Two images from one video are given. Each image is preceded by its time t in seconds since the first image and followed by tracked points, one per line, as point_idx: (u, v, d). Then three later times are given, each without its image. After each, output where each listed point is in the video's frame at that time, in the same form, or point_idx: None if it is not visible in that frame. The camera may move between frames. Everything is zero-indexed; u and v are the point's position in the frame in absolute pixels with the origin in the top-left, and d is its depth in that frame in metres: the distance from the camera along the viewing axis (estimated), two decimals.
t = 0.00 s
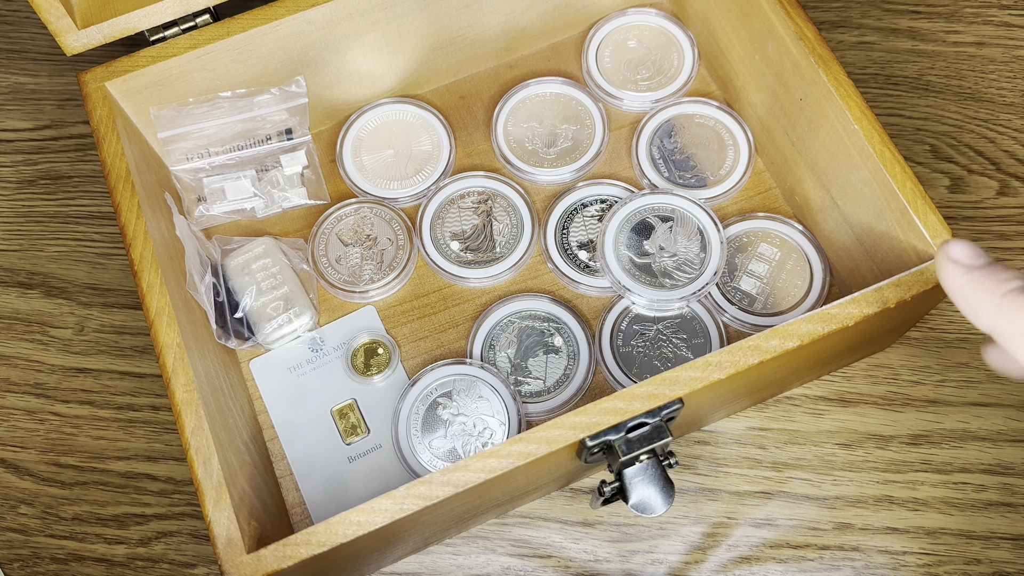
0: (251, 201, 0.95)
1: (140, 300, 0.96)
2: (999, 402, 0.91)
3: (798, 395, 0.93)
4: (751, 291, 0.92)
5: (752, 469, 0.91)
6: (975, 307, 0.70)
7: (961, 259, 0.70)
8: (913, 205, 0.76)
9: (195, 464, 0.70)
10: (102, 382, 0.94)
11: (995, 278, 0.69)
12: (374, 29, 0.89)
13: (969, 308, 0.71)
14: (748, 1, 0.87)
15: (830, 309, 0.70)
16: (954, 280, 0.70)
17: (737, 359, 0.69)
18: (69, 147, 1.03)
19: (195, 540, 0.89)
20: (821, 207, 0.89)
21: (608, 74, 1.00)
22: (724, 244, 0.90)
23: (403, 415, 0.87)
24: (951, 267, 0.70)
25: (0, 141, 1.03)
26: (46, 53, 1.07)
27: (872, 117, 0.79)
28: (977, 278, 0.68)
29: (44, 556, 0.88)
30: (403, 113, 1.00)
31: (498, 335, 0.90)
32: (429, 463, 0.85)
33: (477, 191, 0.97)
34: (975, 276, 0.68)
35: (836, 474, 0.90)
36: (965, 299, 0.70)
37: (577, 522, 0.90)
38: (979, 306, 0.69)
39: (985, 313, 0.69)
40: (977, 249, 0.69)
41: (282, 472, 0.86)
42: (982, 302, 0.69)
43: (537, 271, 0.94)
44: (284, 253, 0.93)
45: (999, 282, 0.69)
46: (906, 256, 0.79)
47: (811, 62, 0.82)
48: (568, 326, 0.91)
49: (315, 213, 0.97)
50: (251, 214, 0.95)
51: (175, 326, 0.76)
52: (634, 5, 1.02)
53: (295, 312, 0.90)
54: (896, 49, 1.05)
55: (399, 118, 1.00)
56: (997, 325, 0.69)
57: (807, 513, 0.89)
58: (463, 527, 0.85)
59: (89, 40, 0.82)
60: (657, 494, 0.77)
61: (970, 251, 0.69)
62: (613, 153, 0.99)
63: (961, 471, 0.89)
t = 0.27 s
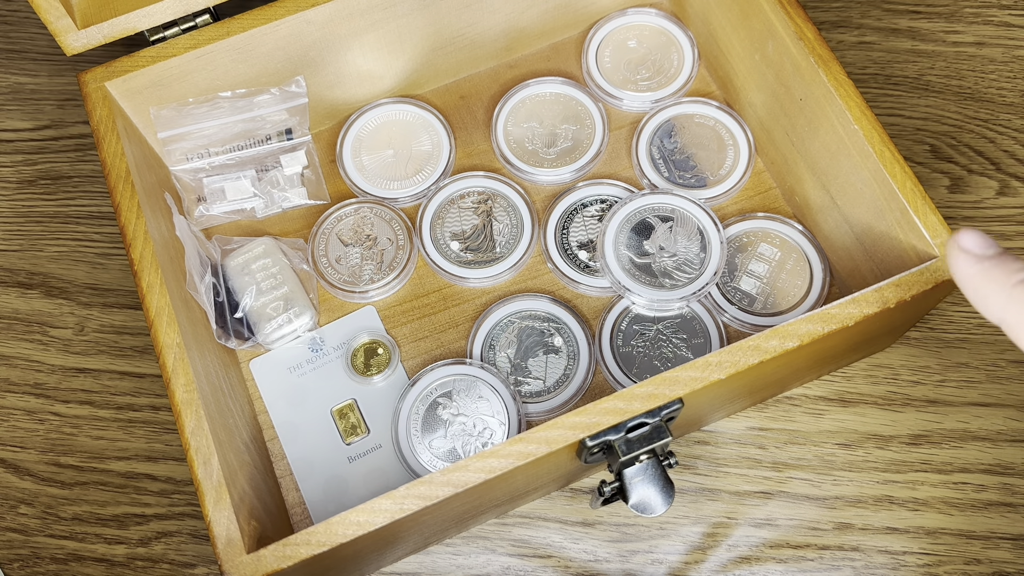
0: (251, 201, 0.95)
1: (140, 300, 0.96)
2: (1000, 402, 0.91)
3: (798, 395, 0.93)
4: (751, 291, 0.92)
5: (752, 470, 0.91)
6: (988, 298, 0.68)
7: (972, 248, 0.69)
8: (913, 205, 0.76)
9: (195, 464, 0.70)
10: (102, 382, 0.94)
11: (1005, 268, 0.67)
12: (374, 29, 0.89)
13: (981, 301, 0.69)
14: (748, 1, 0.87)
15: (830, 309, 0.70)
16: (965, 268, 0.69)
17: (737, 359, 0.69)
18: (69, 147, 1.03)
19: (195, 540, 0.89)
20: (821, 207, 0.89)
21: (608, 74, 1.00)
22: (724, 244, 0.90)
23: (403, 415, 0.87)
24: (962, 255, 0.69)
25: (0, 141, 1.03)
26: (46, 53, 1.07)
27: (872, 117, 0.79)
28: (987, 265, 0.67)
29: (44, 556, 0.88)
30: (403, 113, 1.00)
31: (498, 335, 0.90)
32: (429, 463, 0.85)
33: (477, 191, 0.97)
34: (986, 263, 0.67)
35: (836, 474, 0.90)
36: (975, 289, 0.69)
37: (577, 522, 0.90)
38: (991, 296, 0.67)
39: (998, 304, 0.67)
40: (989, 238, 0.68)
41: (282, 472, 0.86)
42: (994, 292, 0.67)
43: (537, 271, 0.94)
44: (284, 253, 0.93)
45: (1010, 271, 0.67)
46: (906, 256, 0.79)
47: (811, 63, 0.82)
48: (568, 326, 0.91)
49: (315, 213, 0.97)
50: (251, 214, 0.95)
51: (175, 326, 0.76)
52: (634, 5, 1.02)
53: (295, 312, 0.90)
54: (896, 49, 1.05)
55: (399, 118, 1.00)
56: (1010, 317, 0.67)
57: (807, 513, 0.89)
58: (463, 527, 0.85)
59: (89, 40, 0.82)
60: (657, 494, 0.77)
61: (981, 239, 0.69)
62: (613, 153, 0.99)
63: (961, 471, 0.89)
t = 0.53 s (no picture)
0: (251, 201, 0.95)
1: (140, 300, 0.96)
2: (1000, 403, 0.91)
3: (798, 395, 0.93)
4: (751, 291, 0.92)
5: (752, 469, 0.91)
6: None
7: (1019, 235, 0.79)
8: (913, 205, 0.76)
9: (195, 464, 0.70)
10: (102, 382, 0.94)
11: None
12: (374, 29, 0.89)
13: None
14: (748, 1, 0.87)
15: (830, 310, 0.70)
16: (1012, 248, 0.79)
17: (737, 359, 0.69)
18: (69, 147, 1.03)
19: (195, 540, 0.89)
20: (821, 207, 0.89)
21: (608, 74, 1.00)
22: (724, 244, 0.90)
23: (403, 415, 0.87)
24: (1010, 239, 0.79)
25: (0, 141, 1.03)
26: (46, 53, 1.07)
27: (872, 117, 0.79)
28: None
29: (44, 556, 0.88)
30: (403, 113, 1.00)
31: (498, 335, 0.90)
32: (429, 463, 0.85)
33: (477, 191, 0.97)
34: None
35: (836, 474, 0.90)
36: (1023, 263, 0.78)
37: (577, 522, 0.90)
38: None
39: None
40: None
41: (282, 472, 0.86)
42: None
43: (537, 271, 0.94)
44: (284, 253, 0.93)
45: None
46: (906, 256, 0.79)
47: (811, 63, 0.82)
48: (568, 326, 0.91)
49: (315, 213, 0.97)
50: (251, 214, 0.95)
51: (175, 326, 0.76)
52: (634, 5, 1.02)
53: (295, 312, 0.90)
54: (896, 49, 1.05)
55: (399, 118, 1.00)
56: None
57: (807, 513, 0.89)
58: (463, 527, 0.85)
59: (89, 40, 0.82)
60: (657, 494, 0.77)
61: None
62: (613, 153, 0.99)
63: (961, 471, 0.89)
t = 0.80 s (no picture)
0: (251, 201, 0.95)
1: (140, 300, 0.96)
2: (1000, 402, 0.91)
3: (798, 395, 0.93)
4: (751, 291, 0.92)
5: (752, 469, 0.91)
6: None
7: None
8: (913, 205, 0.76)
9: (195, 464, 0.70)
10: (102, 382, 0.94)
11: None
12: (374, 29, 0.90)
13: None
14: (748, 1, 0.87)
15: (830, 309, 0.70)
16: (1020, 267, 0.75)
17: (737, 359, 0.69)
18: (69, 147, 1.03)
19: (195, 540, 0.89)
20: (821, 207, 0.89)
21: (608, 74, 1.00)
22: (724, 244, 0.90)
23: (403, 415, 0.87)
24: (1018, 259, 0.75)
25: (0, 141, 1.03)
26: (46, 53, 1.07)
27: (872, 117, 0.79)
28: None
29: (44, 556, 0.88)
30: (403, 113, 1.00)
31: (498, 335, 0.90)
32: (429, 463, 0.85)
33: (477, 191, 0.97)
34: None
35: (836, 474, 0.90)
36: None
37: (577, 522, 0.90)
38: None
39: None
40: None
41: (282, 472, 0.86)
42: None
43: (537, 271, 0.94)
44: (284, 253, 0.93)
45: None
46: (906, 256, 0.79)
47: (811, 63, 0.82)
48: (568, 326, 0.91)
49: (315, 213, 0.97)
50: (251, 214, 0.95)
51: (175, 325, 0.76)
52: (634, 5, 1.02)
53: (295, 312, 0.90)
54: (896, 49, 1.05)
55: (399, 118, 1.00)
56: None
57: (807, 513, 0.89)
58: (463, 527, 0.85)
59: (89, 40, 0.82)
60: (657, 494, 0.77)
61: None
62: (613, 153, 0.99)
63: (961, 471, 0.89)
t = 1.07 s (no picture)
0: (251, 201, 0.95)
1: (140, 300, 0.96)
2: (1000, 402, 0.91)
3: (798, 395, 0.93)
4: (751, 291, 0.92)
5: (752, 469, 0.91)
6: None
7: None
8: (913, 205, 0.76)
9: (195, 464, 0.70)
10: (102, 382, 0.94)
11: None
12: (374, 29, 0.89)
13: None
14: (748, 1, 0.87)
15: (830, 309, 0.70)
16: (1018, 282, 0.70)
17: (737, 359, 0.69)
18: (69, 147, 1.03)
19: (195, 540, 0.89)
20: (821, 207, 0.89)
21: (608, 74, 1.00)
22: (724, 244, 0.90)
23: (403, 415, 0.87)
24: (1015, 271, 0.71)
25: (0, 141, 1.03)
26: (46, 53, 1.07)
27: (872, 117, 0.79)
28: None
29: (44, 556, 0.88)
30: (403, 113, 1.00)
31: (498, 335, 0.90)
32: (429, 463, 0.85)
33: (477, 191, 0.97)
34: None
35: (836, 474, 0.90)
36: None
37: (577, 522, 0.90)
38: None
39: None
40: None
41: (282, 472, 0.86)
42: None
43: (537, 271, 0.94)
44: (284, 253, 0.93)
45: None
46: (906, 256, 0.79)
47: (811, 63, 0.82)
48: (568, 326, 0.91)
49: (315, 213, 0.97)
50: (251, 214, 0.95)
51: (175, 325, 0.76)
52: (634, 5, 1.02)
53: (295, 312, 0.90)
54: (896, 49, 1.05)
55: (399, 118, 1.00)
56: None
57: (807, 513, 0.89)
58: (463, 527, 0.85)
59: (89, 40, 0.82)
60: (657, 494, 0.77)
61: None
62: (613, 153, 0.99)
63: (961, 471, 0.89)
